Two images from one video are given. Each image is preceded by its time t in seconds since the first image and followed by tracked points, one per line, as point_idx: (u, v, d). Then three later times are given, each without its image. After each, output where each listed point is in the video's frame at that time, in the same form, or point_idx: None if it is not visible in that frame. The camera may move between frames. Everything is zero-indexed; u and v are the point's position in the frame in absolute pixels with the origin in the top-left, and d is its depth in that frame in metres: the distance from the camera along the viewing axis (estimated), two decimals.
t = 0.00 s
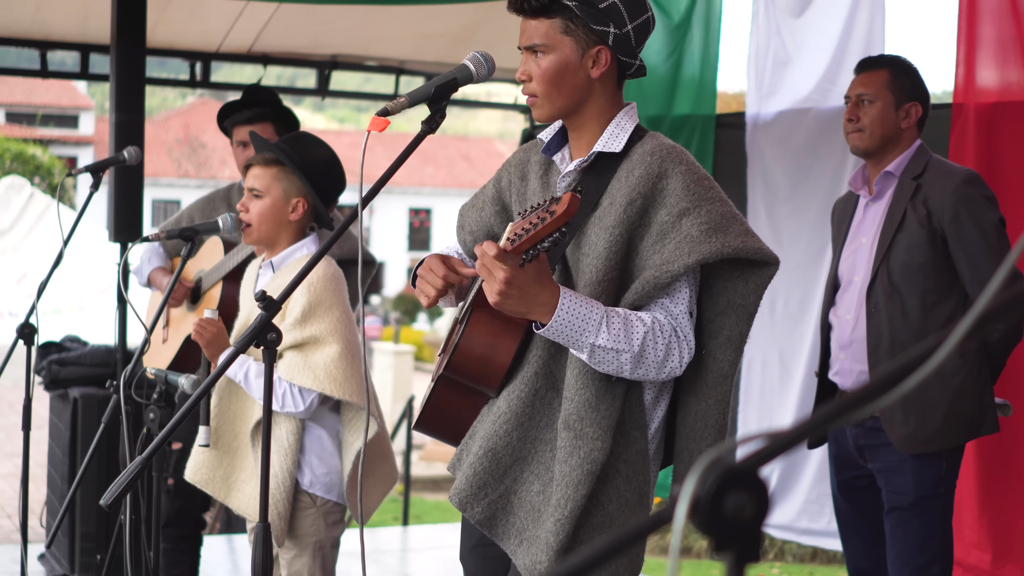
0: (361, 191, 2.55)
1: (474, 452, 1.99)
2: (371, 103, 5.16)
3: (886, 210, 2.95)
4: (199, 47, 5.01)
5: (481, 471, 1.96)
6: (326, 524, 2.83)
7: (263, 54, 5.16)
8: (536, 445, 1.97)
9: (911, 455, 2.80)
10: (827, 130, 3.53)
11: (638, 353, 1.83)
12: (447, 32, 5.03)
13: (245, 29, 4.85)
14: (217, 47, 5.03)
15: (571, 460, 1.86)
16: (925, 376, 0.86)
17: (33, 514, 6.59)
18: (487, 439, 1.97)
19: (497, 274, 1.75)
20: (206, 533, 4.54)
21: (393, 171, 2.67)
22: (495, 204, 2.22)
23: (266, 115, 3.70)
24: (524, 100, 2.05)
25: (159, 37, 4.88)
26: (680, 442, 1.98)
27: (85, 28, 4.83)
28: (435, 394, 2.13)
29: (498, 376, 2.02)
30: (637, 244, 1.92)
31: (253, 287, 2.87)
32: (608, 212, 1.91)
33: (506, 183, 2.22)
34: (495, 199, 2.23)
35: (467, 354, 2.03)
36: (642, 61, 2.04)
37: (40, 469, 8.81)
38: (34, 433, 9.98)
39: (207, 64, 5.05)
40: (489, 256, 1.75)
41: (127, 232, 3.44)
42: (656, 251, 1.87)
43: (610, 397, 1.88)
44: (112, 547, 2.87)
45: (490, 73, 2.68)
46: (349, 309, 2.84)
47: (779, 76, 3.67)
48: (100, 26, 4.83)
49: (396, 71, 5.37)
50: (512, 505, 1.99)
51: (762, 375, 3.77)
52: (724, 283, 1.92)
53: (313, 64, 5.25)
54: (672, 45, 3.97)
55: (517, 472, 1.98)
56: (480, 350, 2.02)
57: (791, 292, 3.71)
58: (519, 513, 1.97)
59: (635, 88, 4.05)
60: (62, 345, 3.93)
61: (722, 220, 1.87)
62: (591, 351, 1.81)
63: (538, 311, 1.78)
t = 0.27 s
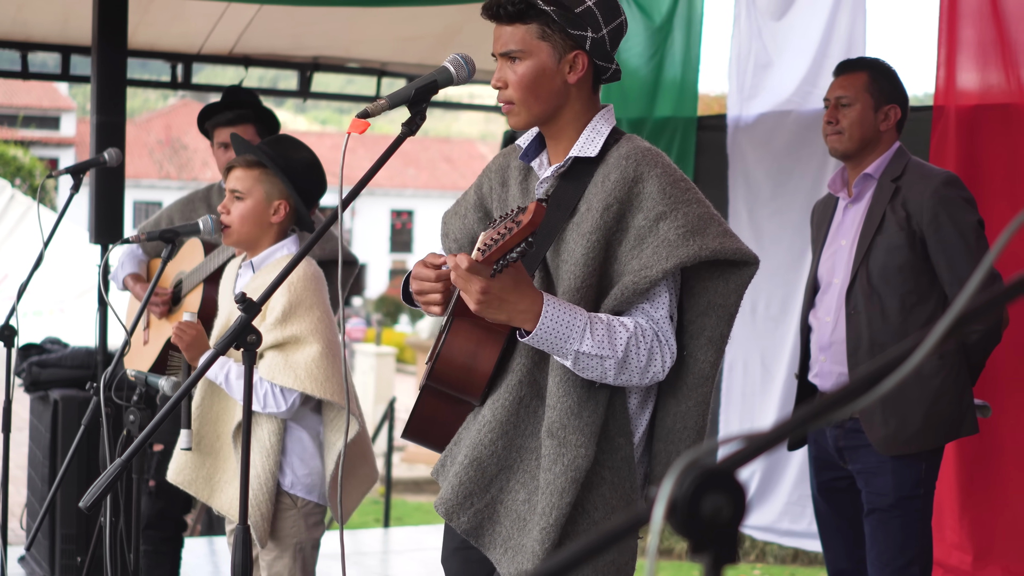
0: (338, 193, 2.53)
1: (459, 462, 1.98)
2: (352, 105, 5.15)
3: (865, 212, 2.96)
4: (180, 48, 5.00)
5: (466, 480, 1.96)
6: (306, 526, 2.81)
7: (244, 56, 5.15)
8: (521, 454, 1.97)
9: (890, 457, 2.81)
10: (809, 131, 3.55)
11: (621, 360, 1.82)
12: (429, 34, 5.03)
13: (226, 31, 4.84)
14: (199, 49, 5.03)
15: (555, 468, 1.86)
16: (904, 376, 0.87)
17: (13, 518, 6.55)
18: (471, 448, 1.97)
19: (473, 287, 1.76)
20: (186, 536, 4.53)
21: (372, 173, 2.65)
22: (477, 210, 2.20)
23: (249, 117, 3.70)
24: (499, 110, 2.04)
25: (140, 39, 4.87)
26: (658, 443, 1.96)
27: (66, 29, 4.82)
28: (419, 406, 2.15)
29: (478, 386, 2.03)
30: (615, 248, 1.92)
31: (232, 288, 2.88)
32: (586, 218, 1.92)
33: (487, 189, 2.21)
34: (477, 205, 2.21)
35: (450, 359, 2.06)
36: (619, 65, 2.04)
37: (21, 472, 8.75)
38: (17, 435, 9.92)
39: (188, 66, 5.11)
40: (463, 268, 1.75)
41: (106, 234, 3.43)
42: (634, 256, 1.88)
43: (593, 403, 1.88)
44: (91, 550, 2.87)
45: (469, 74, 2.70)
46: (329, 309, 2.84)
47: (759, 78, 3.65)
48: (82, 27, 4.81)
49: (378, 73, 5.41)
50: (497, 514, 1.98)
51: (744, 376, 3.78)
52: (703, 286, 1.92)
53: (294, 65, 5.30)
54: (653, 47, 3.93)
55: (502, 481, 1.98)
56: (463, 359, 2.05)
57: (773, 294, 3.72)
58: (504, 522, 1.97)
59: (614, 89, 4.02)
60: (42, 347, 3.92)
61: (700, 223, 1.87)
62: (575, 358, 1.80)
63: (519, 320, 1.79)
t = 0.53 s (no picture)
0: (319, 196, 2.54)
1: (453, 460, 1.97)
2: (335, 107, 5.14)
3: (848, 215, 2.96)
4: (163, 50, 4.99)
5: (461, 478, 1.95)
6: (289, 528, 2.82)
7: (227, 58, 5.14)
8: (514, 449, 1.96)
9: (873, 459, 2.81)
10: (792, 134, 3.55)
11: (614, 353, 1.82)
12: (412, 37, 5.04)
13: (209, 32, 4.83)
14: (182, 50, 5.02)
15: (549, 462, 1.85)
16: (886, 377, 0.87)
17: None
18: (465, 446, 1.96)
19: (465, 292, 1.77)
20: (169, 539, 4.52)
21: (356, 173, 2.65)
22: (461, 206, 2.21)
23: (230, 121, 3.71)
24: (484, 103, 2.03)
25: (123, 41, 4.86)
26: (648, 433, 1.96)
27: (48, 31, 4.80)
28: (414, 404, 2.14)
29: (473, 384, 2.02)
30: (599, 241, 1.91)
31: (215, 290, 2.88)
32: (569, 212, 1.91)
33: (471, 185, 2.20)
34: (462, 200, 2.22)
35: (443, 360, 2.03)
36: (603, 61, 2.05)
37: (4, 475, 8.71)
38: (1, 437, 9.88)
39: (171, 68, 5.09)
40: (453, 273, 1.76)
41: (88, 237, 3.42)
42: (618, 248, 1.87)
43: (584, 396, 1.88)
44: (73, 553, 2.86)
45: (450, 76, 2.70)
46: (311, 313, 2.84)
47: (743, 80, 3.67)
48: (64, 29, 4.80)
49: (362, 75, 5.40)
50: (494, 510, 1.97)
51: (728, 379, 3.79)
52: (687, 273, 1.92)
53: (277, 68, 5.26)
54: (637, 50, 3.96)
55: (497, 477, 1.97)
56: (456, 359, 2.02)
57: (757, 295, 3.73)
58: (501, 518, 1.96)
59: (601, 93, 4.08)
60: (24, 350, 3.91)
61: (681, 211, 1.86)
62: (568, 353, 1.80)
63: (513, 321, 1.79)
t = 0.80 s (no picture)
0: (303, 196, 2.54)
1: (449, 475, 1.97)
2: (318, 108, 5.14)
3: (830, 216, 2.97)
4: (145, 50, 4.98)
5: (456, 493, 1.95)
6: (270, 530, 2.82)
7: (209, 59, 5.14)
8: (509, 464, 1.96)
9: (856, 461, 2.81)
10: (774, 136, 3.56)
11: (606, 367, 1.82)
12: (394, 38, 5.05)
13: (191, 33, 4.83)
14: (164, 51, 5.01)
15: (543, 478, 1.85)
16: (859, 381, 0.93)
17: None
18: (460, 461, 1.96)
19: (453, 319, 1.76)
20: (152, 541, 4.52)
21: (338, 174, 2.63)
22: (451, 216, 2.22)
23: (206, 124, 3.74)
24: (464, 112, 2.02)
25: (105, 41, 4.85)
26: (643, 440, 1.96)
27: (29, 31, 4.78)
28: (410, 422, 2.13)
29: (467, 400, 2.02)
30: (585, 254, 1.90)
31: (197, 292, 2.88)
32: (555, 227, 1.90)
33: (460, 195, 2.21)
34: (451, 211, 2.23)
35: (437, 376, 2.04)
36: (584, 70, 2.06)
37: None
38: None
39: (153, 69, 5.08)
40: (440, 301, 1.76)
41: (69, 238, 3.42)
42: (604, 262, 1.86)
43: (577, 410, 1.88)
44: (55, 555, 2.86)
45: (433, 79, 2.67)
46: (291, 315, 2.84)
47: (725, 82, 3.67)
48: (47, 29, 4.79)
49: (344, 76, 5.40)
50: (490, 525, 1.97)
51: (711, 382, 3.78)
52: (674, 283, 1.90)
53: (259, 69, 5.27)
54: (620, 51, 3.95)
55: (492, 492, 1.96)
56: (449, 374, 2.03)
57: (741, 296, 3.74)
58: (497, 533, 1.95)
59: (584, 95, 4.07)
60: (6, 351, 3.90)
61: (666, 222, 1.85)
62: (561, 371, 1.81)
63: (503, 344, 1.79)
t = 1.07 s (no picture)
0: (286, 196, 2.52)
1: (443, 472, 1.94)
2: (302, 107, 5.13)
3: (814, 214, 2.96)
4: (128, 49, 4.97)
5: (451, 491, 1.92)
6: (253, 530, 2.82)
7: (193, 57, 5.12)
8: (504, 462, 1.93)
9: (841, 459, 2.81)
10: (758, 134, 3.56)
11: (596, 372, 1.81)
12: (379, 36, 5.05)
13: (175, 31, 4.82)
14: (148, 50, 5.00)
15: (536, 479, 1.83)
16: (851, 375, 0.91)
17: None
18: (455, 458, 1.93)
19: (447, 327, 1.75)
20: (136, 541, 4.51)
21: (321, 172, 2.62)
22: (450, 203, 2.17)
23: (194, 125, 3.72)
24: (465, 96, 1.99)
25: (88, 39, 4.84)
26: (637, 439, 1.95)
27: (13, 29, 4.78)
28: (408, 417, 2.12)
29: (463, 396, 2.02)
30: (585, 251, 1.88)
31: (180, 291, 2.87)
32: (553, 223, 1.87)
33: (457, 179, 2.16)
34: (450, 197, 2.18)
35: (435, 373, 2.04)
36: (588, 59, 2.03)
37: None
38: None
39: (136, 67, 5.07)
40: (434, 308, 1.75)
41: (53, 236, 3.42)
42: (604, 262, 1.84)
43: (571, 410, 1.86)
44: (38, 554, 2.85)
45: (416, 76, 2.67)
46: (276, 313, 2.84)
47: (710, 81, 3.67)
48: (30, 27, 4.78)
49: (327, 75, 5.38)
50: (484, 523, 1.94)
51: (696, 380, 3.78)
52: (674, 281, 1.89)
53: (243, 67, 5.25)
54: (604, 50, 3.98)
55: (487, 489, 1.94)
56: (446, 370, 2.03)
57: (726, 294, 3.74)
58: (491, 531, 1.93)
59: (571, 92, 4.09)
60: None
61: (667, 223, 1.83)
62: (549, 376, 1.79)
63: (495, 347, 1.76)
